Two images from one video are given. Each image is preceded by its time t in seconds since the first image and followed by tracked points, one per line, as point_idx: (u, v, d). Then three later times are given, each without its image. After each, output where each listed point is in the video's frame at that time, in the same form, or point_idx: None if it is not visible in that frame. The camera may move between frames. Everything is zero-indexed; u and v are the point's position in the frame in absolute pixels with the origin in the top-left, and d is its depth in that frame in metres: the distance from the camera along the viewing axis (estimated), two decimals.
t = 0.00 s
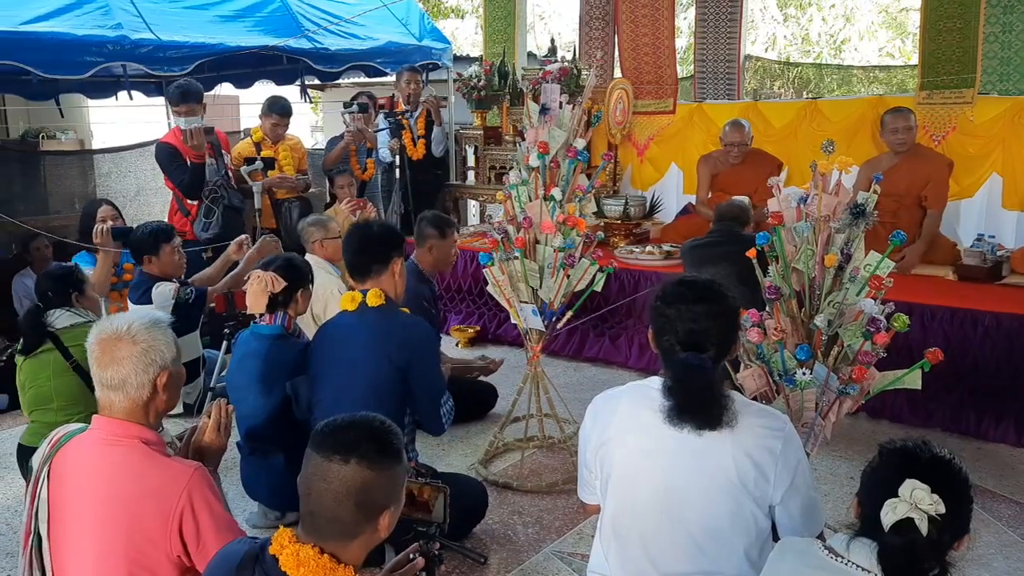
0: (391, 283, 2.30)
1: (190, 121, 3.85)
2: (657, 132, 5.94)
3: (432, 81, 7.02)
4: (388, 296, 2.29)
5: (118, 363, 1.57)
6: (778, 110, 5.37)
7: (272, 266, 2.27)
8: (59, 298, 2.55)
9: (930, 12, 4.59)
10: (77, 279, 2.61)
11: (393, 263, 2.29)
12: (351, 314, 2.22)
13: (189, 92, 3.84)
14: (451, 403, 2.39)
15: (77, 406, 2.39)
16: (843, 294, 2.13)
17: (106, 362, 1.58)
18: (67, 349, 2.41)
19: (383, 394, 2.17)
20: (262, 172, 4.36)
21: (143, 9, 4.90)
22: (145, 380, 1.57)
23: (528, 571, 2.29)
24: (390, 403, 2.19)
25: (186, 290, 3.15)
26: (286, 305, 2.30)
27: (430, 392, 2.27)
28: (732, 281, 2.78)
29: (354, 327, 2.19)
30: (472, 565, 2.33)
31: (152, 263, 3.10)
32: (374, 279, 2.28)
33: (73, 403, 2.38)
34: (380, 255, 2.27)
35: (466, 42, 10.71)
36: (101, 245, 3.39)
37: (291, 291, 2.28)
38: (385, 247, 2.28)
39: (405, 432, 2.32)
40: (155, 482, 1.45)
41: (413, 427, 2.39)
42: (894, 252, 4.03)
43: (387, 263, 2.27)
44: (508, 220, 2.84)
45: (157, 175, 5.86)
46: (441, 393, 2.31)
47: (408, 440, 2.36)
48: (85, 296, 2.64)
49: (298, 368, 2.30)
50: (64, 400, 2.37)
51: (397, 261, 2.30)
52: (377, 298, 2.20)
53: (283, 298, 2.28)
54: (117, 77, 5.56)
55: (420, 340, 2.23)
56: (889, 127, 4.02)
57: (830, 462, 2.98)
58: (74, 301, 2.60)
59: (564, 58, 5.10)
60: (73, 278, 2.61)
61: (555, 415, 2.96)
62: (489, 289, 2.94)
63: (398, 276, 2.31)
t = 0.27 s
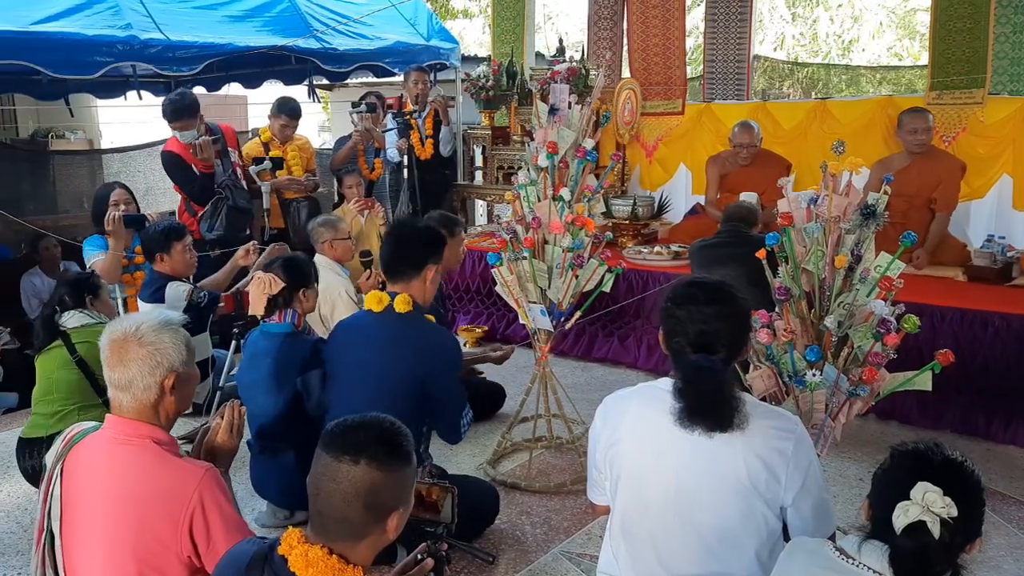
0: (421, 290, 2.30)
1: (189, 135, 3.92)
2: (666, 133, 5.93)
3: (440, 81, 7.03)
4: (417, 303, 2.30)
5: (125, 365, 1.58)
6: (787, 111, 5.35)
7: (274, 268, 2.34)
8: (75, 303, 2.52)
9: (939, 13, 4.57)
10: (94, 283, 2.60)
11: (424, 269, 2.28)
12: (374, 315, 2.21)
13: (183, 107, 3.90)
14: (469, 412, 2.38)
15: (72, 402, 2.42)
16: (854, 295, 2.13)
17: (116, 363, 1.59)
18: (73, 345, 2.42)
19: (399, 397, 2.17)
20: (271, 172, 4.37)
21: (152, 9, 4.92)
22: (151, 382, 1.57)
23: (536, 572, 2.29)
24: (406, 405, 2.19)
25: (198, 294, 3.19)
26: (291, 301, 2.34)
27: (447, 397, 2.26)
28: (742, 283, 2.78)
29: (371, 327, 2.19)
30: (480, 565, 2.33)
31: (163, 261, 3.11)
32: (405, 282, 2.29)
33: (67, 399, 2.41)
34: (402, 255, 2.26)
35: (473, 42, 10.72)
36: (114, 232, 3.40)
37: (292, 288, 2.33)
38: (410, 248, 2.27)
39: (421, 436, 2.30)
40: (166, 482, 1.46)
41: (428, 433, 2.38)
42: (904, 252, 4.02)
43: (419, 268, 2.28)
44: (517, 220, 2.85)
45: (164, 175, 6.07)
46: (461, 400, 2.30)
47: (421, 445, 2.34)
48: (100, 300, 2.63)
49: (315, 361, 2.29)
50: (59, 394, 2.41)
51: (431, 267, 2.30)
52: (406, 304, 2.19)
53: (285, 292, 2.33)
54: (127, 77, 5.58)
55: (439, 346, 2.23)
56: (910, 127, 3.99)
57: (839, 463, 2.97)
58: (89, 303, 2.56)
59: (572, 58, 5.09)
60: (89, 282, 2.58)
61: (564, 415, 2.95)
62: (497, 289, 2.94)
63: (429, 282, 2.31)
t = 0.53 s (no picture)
0: (443, 297, 2.31)
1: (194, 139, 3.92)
2: (674, 133, 5.92)
3: (447, 81, 7.04)
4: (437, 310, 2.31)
5: (139, 365, 1.59)
6: (795, 111, 5.35)
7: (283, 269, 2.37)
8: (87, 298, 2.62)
9: (949, 13, 4.56)
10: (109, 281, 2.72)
11: (450, 274, 2.30)
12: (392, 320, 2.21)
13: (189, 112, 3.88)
14: (484, 417, 2.37)
15: (71, 395, 2.44)
16: (863, 296, 2.13)
17: (129, 363, 1.60)
18: (81, 340, 2.44)
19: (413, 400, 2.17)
20: (279, 172, 4.39)
21: (161, 9, 4.93)
22: (164, 382, 1.58)
23: (544, 572, 2.29)
24: (420, 409, 2.18)
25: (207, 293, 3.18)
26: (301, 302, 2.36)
27: (461, 402, 2.25)
28: (751, 284, 2.79)
29: (385, 328, 2.20)
30: (488, 565, 2.33)
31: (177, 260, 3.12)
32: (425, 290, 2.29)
33: (67, 391, 2.43)
34: (422, 259, 2.27)
35: (480, 41, 10.73)
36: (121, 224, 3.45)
37: (301, 289, 2.35)
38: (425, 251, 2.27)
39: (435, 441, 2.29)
40: (176, 483, 1.47)
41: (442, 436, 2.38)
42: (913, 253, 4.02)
43: (441, 278, 2.29)
44: (524, 220, 2.83)
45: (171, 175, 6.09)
46: (476, 405, 2.29)
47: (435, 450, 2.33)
48: (112, 295, 2.75)
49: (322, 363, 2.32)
50: (60, 385, 2.44)
51: (452, 277, 2.31)
52: (425, 313, 2.20)
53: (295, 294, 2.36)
54: (135, 76, 5.60)
55: (452, 349, 2.22)
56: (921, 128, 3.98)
57: (846, 464, 2.97)
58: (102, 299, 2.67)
59: (579, 58, 5.09)
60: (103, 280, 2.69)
61: (571, 415, 2.95)
62: (505, 289, 2.95)
63: (450, 290, 2.32)
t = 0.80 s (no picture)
0: (439, 293, 2.31)
1: (212, 126, 3.94)
2: (679, 133, 5.92)
3: (453, 81, 7.05)
4: (434, 308, 2.30)
5: (147, 363, 1.59)
6: (801, 110, 5.33)
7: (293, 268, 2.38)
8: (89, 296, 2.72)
9: (956, 12, 4.56)
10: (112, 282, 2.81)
11: (447, 271, 2.30)
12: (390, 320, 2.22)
13: (206, 99, 3.91)
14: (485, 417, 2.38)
15: (62, 396, 2.53)
16: (868, 295, 2.12)
17: (136, 362, 1.60)
18: (72, 342, 2.50)
19: (416, 400, 2.18)
20: (285, 172, 4.40)
21: (167, 9, 4.95)
22: (173, 381, 1.59)
23: (549, 571, 2.30)
24: (422, 408, 2.19)
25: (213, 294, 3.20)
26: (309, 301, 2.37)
27: (462, 402, 2.26)
28: (757, 283, 2.78)
29: (389, 328, 2.20)
30: (493, 564, 2.33)
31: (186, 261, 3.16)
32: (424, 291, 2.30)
33: (57, 392, 2.52)
34: (420, 257, 2.28)
35: (485, 41, 10.74)
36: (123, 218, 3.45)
37: (310, 289, 2.36)
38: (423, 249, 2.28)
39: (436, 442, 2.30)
40: (182, 481, 1.47)
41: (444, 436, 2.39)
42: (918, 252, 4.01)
43: (440, 276, 2.29)
44: (529, 219, 2.86)
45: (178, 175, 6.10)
46: (476, 405, 2.30)
47: (437, 451, 2.35)
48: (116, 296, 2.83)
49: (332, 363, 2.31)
50: (52, 386, 2.53)
51: (450, 274, 2.32)
52: (422, 312, 2.20)
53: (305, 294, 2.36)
54: (141, 76, 5.62)
55: (455, 349, 2.23)
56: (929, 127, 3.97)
57: (852, 464, 2.97)
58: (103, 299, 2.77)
59: (585, 57, 5.09)
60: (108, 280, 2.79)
61: (576, 414, 2.95)
62: (510, 288, 2.95)
63: (448, 287, 2.33)
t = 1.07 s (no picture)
0: (434, 288, 2.33)
1: (230, 115, 3.95)
2: (683, 134, 5.93)
3: (457, 82, 7.07)
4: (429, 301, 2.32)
5: (154, 361, 1.61)
6: (805, 110, 5.33)
7: (303, 267, 2.40)
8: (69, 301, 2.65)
9: (958, 12, 4.56)
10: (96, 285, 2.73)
11: (439, 266, 2.32)
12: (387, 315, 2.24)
13: (223, 89, 3.95)
14: (484, 413, 2.40)
15: (45, 406, 2.60)
16: (869, 294, 2.13)
17: (142, 359, 1.62)
18: (48, 353, 2.55)
19: (418, 397, 2.20)
20: (290, 172, 4.42)
21: (173, 10, 4.98)
22: (180, 378, 1.61)
23: (551, 568, 2.31)
24: (423, 406, 2.22)
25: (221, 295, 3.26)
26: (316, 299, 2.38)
27: (463, 399, 2.29)
28: (759, 281, 2.80)
29: (390, 327, 2.22)
30: (495, 560, 2.35)
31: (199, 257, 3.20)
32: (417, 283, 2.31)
33: (41, 403, 2.60)
34: (413, 250, 2.29)
35: (489, 42, 10.76)
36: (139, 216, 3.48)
37: (320, 287, 2.38)
38: (415, 247, 2.29)
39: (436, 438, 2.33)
40: (187, 478, 1.49)
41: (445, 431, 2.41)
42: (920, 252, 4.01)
43: (431, 270, 2.31)
44: (532, 219, 2.88)
45: (185, 175, 6.09)
46: (475, 402, 2.32)
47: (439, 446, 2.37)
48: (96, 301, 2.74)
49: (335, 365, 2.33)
50: (35, 397, 2.60)
51: (442, 267, 2.33)
52: (419, 304, 2.21)
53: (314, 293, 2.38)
54: (148, 78, 5.65)
55: (457, 345, 2.25)
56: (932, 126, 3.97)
57: (854, 462, 2.97)
58: (82, 304, 2.69)
59: (588, 58, 5.10)
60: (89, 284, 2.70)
61: (578, 413, 2.96)
62: (513, 287, 2.97)
63: (441, 280, 2.34)
